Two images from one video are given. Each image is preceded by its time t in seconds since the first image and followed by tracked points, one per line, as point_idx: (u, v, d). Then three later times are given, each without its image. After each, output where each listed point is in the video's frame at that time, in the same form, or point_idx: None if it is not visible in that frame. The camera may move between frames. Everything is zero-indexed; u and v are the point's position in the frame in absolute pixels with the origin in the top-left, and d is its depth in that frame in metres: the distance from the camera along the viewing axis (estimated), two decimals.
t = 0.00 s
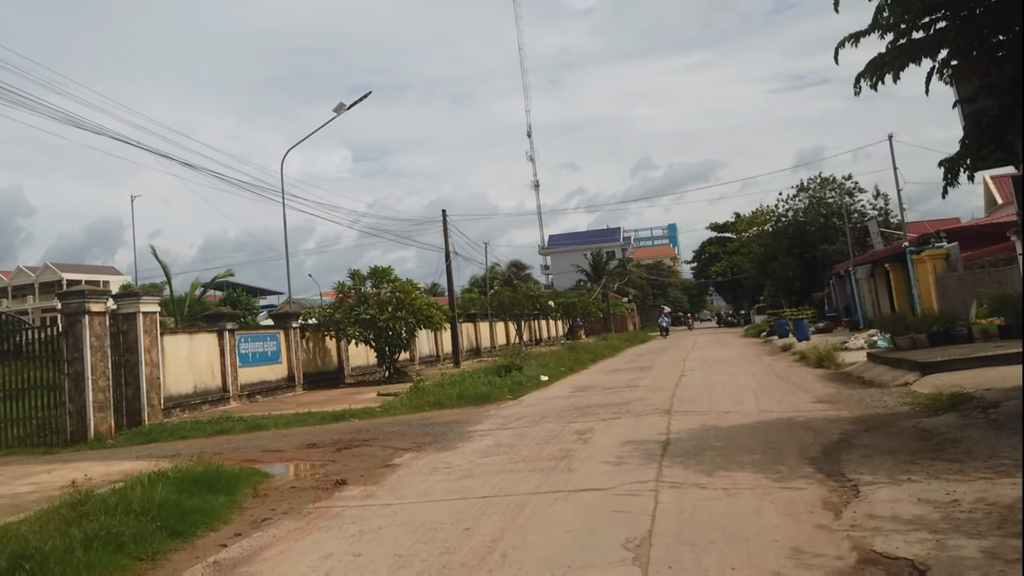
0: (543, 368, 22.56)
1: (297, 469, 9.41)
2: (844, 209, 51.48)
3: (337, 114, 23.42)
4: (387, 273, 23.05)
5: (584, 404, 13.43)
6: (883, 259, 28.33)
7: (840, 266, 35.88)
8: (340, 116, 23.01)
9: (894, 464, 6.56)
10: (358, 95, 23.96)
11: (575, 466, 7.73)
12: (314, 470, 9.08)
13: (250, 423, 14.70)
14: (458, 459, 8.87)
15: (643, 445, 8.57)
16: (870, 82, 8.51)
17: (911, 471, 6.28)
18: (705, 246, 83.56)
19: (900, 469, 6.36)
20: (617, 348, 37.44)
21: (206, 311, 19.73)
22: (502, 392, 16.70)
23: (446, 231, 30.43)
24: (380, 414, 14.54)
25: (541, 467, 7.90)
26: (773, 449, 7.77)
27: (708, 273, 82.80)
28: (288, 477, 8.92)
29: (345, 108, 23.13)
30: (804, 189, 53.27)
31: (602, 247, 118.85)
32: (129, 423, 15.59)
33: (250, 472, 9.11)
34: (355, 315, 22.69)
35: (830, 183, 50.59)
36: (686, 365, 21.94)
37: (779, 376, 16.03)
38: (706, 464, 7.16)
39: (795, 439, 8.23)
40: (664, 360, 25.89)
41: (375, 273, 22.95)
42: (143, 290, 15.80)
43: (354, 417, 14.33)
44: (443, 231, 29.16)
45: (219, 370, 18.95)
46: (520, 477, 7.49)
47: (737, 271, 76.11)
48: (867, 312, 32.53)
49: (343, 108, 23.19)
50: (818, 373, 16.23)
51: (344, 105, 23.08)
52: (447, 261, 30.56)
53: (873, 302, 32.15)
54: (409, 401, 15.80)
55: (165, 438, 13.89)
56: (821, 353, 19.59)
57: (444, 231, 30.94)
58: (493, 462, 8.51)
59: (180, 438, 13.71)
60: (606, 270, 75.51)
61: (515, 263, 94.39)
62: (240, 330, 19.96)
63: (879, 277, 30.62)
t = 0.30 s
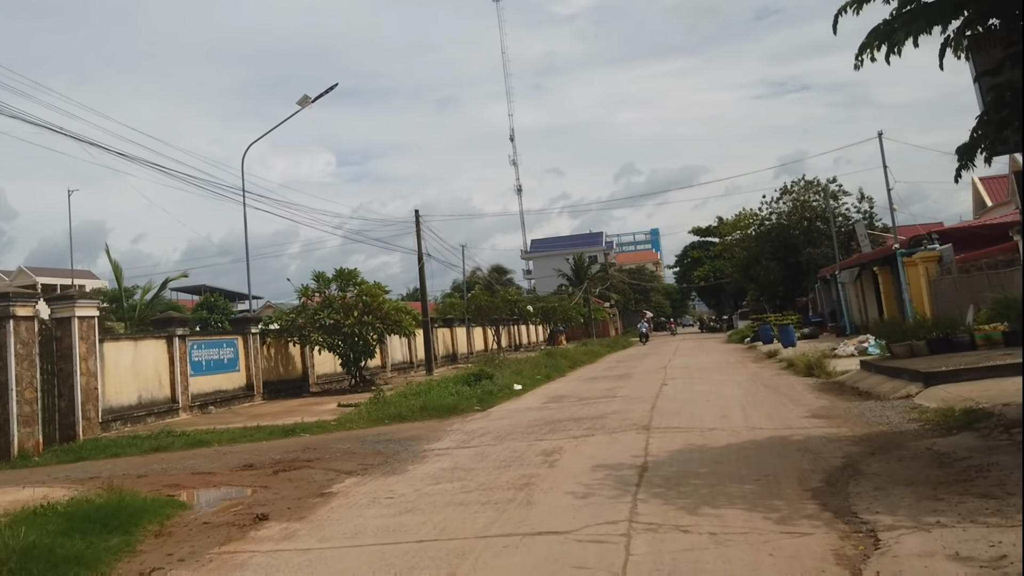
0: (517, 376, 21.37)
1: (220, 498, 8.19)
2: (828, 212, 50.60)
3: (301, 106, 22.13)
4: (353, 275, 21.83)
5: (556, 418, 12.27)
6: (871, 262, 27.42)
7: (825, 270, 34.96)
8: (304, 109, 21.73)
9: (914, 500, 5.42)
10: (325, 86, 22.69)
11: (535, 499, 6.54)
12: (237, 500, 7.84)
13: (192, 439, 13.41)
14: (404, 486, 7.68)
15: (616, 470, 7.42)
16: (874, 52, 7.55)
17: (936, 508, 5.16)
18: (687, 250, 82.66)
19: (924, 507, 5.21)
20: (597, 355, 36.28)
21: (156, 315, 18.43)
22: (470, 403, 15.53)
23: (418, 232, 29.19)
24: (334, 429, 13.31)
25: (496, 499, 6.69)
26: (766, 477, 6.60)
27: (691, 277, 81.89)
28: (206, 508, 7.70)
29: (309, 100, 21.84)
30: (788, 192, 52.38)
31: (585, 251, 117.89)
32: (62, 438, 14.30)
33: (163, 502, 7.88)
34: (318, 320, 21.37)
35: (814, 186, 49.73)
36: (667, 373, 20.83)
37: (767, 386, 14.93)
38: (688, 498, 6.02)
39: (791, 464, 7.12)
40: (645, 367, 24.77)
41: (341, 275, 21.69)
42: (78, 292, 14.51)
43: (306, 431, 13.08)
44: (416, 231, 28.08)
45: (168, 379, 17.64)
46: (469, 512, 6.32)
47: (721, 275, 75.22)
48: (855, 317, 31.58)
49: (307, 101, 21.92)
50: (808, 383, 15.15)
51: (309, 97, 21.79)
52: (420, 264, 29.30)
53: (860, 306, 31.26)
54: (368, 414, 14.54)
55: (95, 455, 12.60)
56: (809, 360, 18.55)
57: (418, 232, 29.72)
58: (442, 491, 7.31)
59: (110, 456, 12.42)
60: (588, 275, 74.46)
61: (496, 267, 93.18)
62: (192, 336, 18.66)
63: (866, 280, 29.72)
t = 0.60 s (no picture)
0: (488, 386, 20.21)
1: (127, 537, 7.03)
2: (811, 218, 49.89)
3: (262, 102, 20.98)
4: (318, 279, 20.66)
5: (524, 436, 11.18)
6: (858, 267, 26.65)
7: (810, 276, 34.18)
8: (264, 104, 20.58)
9: (948, 554, 4.36)
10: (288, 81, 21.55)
11: (484, 546, 5.44)
12: (142, 542, 6.69)
13: (126, 459, 12.22)
14: (336, 525, 6.56)
15: (585, 505, 6.34)
16: (880, 19, 6.52)
17: (975, 566, 4.12)
18: (668, 256, 81.90)
19: (963, 565, 4.16)
20: (576, 363, 35.22)
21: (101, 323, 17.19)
22: (435, 418, 14.41)
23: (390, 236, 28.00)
24: (283, 447, 12.13)
25: (438, 545, 5.58)
26: (761, 518, 5.53)
27: (672, 284, 81.10)
28: (104, 551, 6.54)
29: (270, 95, 20.71)
30: (770, 197, 51.64)
31: (566, 258, 117.08)
32: None
33: (55, 543, 6.71)
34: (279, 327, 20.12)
35: (796, 191, 49.02)
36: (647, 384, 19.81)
37: (753, 399, 13.91)
38: (668, 548, 4.94)
39: (789, 498, 6.06)
40: (624, 377, 23.73)
41: (305, 280, 20.53)
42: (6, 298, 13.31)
43: (252, 451, 11.93)
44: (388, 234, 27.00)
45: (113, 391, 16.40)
46: (403, 563, 5.21)
47: (702, 282, 74.47)
48: (840, 324, 30.81)
49: (268, 96, 20.78)
50: (797, 396, 14.15)
51: (270, 92, 20.65)
52: (391, 269, 28.09)
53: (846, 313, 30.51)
54: (324, 429, 13.39)
55: (16, 478, 11.40)
56: (797, 370, 17.56)
57: (390, 236, 28.62)
58: (379, 531, 6.20)
59: (32, 479, 11.23)
60: (568, 281, 73.50)
61: (476, 274, 92.11)
62: (140, 345, 17.42)
63: (852, 287, 28.97)
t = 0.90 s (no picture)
0: (460, 397, 19.01)
1: None
2: (795, 222, 49.07)
3: (221, 93, 19.72)
4: (280, 281, 19.51)
5: (491, 455, 10.04)
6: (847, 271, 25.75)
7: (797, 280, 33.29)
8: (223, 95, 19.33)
9: None
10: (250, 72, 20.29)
11: None
12: None
13: (49, 480, 10.96)
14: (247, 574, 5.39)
15: (546, 551, 5.22)
16: None
17: None
18: (651, 262, 80.98)
19: None
20: (556, 371, 34.11)
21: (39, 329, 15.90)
22: (395, 433, 13.24)
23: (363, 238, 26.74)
24: (224, 467, 10.92)
25: None
26: (765, 572, 4.43)
27: (655, 290, 80.20)
28: None
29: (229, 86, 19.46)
30: (754, 201, 50.79)
31: (549, 264, 116.11)
32: None
33: None
34: (237, 332, 18.84)
35: (781, 195, 48.19)
36: (628, 393, 18.71)
37: (742, 412, 12.85)
38: None
39: (793, 543, 4.97)
40: (605, 386, 22.64)
41: (267, 282, 19.36)
42: None
43: (188, 471, 10.71)
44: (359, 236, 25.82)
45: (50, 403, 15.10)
46: None
47: (686, 288, 73.59)
48: (829, 331, 29.94)
49: (228, 87, 19.51)
50: (789, 408, 13.10)
51: (229, 83, 19.38)
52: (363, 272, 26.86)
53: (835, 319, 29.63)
54: (274, 445, 12.19)
55: None
56: (787, 379, 16.53)
57: (361, 238, 27.43)
58: None
59: None
60: (551, 287, 72.46)
61: (457, 280, 90.91)
62: (82, 353, 16.13)
63: (841, 291, 28.09)
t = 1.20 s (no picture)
0: (429, 409, 17.74)
1: None
2: (782, 228, 48.09)
3: (175, 83, 18.22)
4: (237, 284, 18.19)
5: (450, 481, 8.80)
6: (839, 275, 24.67)
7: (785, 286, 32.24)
8: (177, 85, 17.85)
9: None
10: (209, 61, 18.86)
11: None
12: None
13: None
14: None
15: None
16: None
17: None
18: (636, 269, 79.93)
19: None
20: (536, 379, 32.90)
21: None
22: (351, 452, 11.96)
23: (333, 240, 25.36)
24: (149, 494, 9.62)
25: None
26: None
27: (639, 297, 79.13)
28: None
29: (185, 75, 18.09)
30: (740, 206, 49.80)
31: (533, 270, 114.97)
32: None
33: None
34: (190, 340, 17.45)
35: (768, 199, 47.19)
36: (609, 406, 17.49)
37: (734, 429, 11.66)
38: None
39: None
40: (586, 397, 21.42)
41: (222, 285, 18.08)
42: None
43: (106, 499, 9.36)
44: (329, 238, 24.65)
45: None
46: None
47: (671, 295, 72.57)
48: (819, 339, 28.90)
49: (183, 76, 18.03)
50: (785, 424, 11.92)
51: (185, 72, 17.96)
52: (332, 276, 25.49)
53: (825, 326, 28.57)
54: (212, 467, 10.85)
55: None
56: (780, 390, 15.37)
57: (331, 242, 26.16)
58: None
59: None
60: (534, 294, 71.27)
61: (440, 286, 89.63)
62: (14, 363, 14.73)
63: (832, 297, 27.02)
